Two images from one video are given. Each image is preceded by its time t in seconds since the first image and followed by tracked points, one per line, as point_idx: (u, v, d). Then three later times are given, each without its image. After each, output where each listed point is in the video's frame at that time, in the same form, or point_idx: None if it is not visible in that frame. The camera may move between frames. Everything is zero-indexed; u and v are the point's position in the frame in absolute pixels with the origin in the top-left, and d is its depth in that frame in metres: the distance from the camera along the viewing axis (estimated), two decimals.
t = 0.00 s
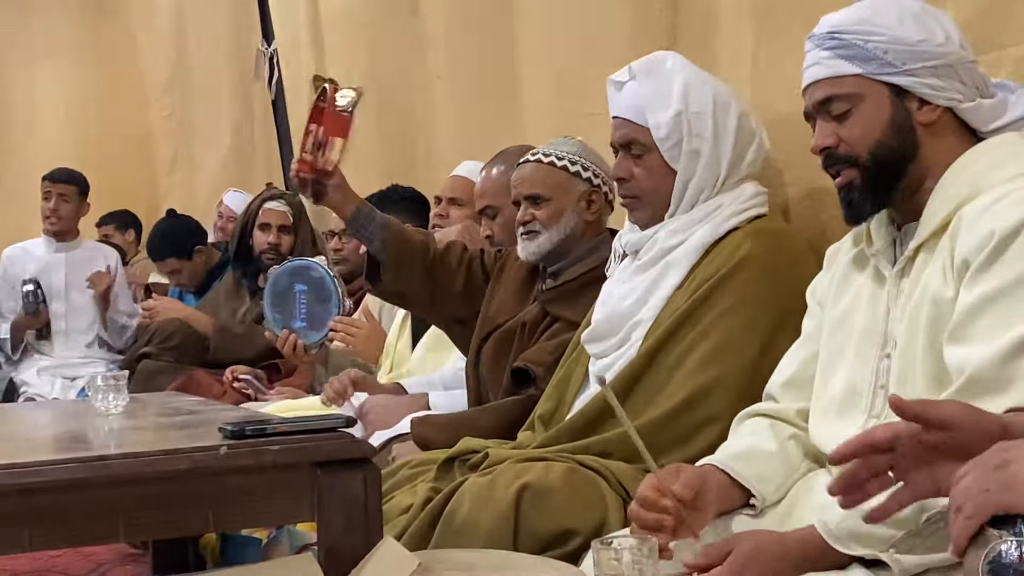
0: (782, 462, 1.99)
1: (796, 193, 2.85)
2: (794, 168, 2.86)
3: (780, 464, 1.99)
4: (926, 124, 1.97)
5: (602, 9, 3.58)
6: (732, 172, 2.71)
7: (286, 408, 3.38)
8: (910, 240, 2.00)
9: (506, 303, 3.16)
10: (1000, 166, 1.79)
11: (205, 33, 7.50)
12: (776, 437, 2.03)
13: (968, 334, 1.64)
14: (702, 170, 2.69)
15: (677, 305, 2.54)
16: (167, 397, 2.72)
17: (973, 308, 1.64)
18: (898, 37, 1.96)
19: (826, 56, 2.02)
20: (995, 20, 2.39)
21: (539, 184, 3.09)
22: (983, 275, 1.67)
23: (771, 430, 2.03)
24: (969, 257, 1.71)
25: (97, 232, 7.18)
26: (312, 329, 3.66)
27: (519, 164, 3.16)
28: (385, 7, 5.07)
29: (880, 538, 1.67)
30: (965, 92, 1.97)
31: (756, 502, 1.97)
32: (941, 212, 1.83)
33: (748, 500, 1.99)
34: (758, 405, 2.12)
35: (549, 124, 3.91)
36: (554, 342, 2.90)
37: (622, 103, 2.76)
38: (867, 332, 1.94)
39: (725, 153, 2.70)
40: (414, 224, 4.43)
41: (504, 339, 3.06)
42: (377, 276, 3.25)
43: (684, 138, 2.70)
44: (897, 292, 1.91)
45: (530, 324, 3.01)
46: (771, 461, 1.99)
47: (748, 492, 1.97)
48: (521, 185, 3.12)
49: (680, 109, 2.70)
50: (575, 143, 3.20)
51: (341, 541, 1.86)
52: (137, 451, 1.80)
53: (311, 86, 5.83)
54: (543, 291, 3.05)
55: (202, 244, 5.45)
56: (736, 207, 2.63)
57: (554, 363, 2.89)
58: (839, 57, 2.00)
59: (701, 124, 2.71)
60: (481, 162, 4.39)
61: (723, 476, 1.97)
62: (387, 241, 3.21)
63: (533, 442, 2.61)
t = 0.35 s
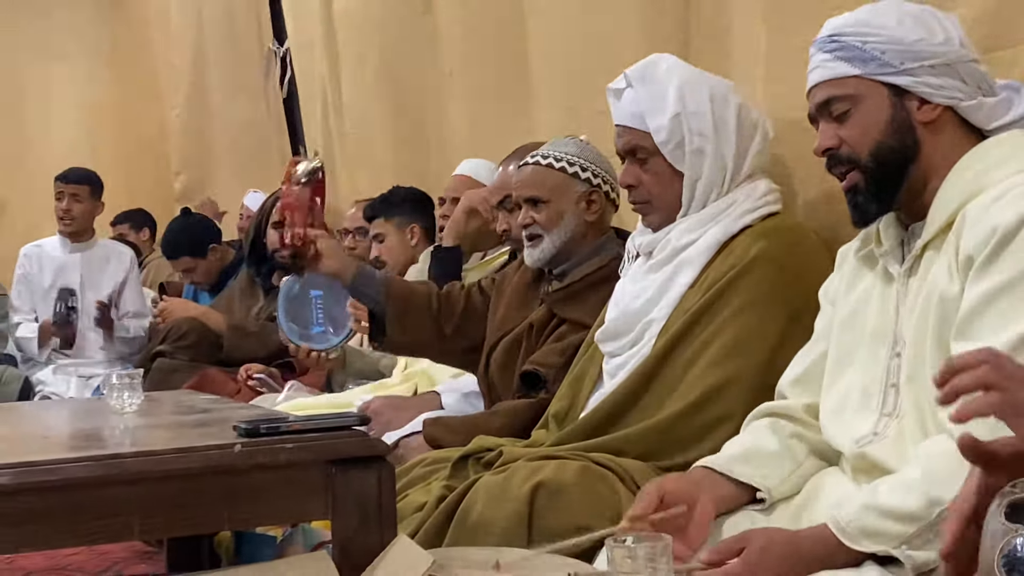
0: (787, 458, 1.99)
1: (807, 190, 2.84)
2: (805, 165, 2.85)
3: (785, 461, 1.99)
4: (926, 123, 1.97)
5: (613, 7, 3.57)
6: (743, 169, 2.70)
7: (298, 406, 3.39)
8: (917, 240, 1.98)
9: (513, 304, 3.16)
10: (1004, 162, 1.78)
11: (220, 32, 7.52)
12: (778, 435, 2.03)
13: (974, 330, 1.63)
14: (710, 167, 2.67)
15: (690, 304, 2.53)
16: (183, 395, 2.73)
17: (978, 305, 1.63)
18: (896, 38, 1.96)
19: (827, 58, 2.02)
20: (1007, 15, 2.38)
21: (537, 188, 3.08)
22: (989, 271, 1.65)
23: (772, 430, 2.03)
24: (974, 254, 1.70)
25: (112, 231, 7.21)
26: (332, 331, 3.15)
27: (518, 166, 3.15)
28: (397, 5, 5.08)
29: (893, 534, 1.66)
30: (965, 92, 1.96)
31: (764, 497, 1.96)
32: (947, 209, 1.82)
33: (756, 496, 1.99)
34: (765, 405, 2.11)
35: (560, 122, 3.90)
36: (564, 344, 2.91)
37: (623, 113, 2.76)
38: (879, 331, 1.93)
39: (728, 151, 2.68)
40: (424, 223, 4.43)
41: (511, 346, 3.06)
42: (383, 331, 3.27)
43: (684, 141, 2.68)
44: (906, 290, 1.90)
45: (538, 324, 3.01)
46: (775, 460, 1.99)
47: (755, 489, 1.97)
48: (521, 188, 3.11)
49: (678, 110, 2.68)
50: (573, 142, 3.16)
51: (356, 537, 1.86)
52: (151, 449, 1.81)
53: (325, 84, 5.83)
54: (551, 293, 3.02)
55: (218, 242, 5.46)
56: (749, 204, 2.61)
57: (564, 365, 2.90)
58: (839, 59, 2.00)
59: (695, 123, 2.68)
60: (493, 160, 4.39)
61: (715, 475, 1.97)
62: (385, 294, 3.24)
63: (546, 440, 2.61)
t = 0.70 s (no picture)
0: (802, 457, 1.99)
1: (820, 189, 2.83)
2: (817, 163, 2.84)
3: (801, 459, 1.99)
4: (945, 119, 1.95)
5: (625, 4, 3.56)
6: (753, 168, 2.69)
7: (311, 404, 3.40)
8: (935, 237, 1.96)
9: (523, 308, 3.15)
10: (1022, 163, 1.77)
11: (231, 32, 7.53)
12: (794, 435, 2.02)
13: (997, 333, 1.63)
14: (710, 165, 2.67)
15: (700, 303, 2.52)
16: (196, 393, 2.72)
17: (1000, 307, 1.63)
18: (917, 32, 1.94)
19: (848, 50, 2.01)
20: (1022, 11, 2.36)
21: (541, 190, 3.09)
22: (1010, 274, 1.65)
23: (789, 428, 2.02)
24: (994, 256, 1.70)
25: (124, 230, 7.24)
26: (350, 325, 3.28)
27: (523, 167, 3.16)
28: (409, 3, 5.08)
29: (905, 533, 1.64)
30: (986, 89, 1.95)
31: (778, 499, 1.96)
32: (966, 209, 1.81)
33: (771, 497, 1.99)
34: (783, 402, 2.10)
35: (572, 121, 3.90)
36: (572, 347, 2.90)
37: (619, 122, 2.77)
38: (893, 330, 1.92)
39: (725, 150, 2.68)
40: (437, 222, 4.42)
41: (520, 351, 3.04)
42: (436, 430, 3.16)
43: (681, 141, 2.67)
44: (921, 289, 1.89)
45: (545, 327, 3.00)
46: (791, 459, 1.99)
47: (771, 489, 1.96)
48: (523, 191, 3.13)
49: (671, 111, 2.67)
50: (578, 144, 3.17)
51: (368, 536, 1.87)
52: (164, 448, 1.81)
53: (336, 83, 5.84)
54: (556, 295, 3.00)
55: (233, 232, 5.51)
56: (757, 203, 2.61)
57: (572, 369, 2.88)
58: (860, 52, 1.99)
59: (695, 121, 2.67)
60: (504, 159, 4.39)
61: (739, 476, 1.98)
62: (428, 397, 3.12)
63: (558, 440, 2.61)
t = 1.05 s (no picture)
0: (813, 457, 1.98)
1: (828, 188, 2.82)
2: (824, 161, 2.83)
3: (811, 458, 1.98)
4: (980, 114, 1.93)
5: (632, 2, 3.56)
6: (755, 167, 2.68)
7: (316, 403, 3.40)
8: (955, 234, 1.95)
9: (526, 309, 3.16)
10: None
11: (238, 30, 7.55)
12: (805, 431, 2.01)
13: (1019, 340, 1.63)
14: (712, 163, 2.66)
15: (706, 302, 2.51)
16: (203, 393, 2.72)
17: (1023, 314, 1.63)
18: (963, 21, 1.91)
19: (890, 30, 1.97)
20: None
21: (546, 193, 3.07)
22: None
23: (800, 424, 2.02)
24: (1018, 262, 1.69)
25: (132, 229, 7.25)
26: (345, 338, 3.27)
27: (528, 168, 3.16)
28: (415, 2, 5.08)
29: (917, 539, 1.65)
30: None
31: (787, 499, 1.95)
32: (988, 212, 1.81)
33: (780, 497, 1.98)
34: (792, 396, 2.10)
35: (579, 118, 3.89)
36: (576, 352, 2.90)
37: (620, 127, 2.77)
38: (908, 329, 1.90)
39: (727, 150, 2.67)
40: (444, 221, 4.42)
41: (527, 355, 3.06)
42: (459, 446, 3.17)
43: (681, 141, 2.67)
44: (939, 288, 1.87)
45: (551, 331, 2.99)
46: (801, 458, 1.98)
47: (780, 489, 1.96)
48: (528, 192, 3.12)
49: (668, 112, 2.67)
50: (585, 144, 3.15)
51: (376, 535, 1.87)
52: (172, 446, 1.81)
53: (343, 80, 5.84)
54: (561, 299, 2.99)
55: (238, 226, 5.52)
56: (761, 202, 2.60)
57: (578, 374, 2.88)
58: (902, 33, 1.95)
59: (694, 121, 2.66)
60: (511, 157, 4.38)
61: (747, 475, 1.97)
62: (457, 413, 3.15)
63: (565, 439, 2.61)
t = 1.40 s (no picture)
0: (823, 456, 1.97)
1: (834, 187, 2.80)
2: (829, 160, 2.82)
3: (822, 457, 1.97)
4: (999, 109, 1.92)
5: None
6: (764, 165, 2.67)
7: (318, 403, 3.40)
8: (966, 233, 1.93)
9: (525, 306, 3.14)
10: None
11: (243, 30, 7.55)
12: (817, 430, 2.00)
13: None
14: (716, 163, 2.65)
15: (711, 301, 2.51)
16: (206, 392, 2.72)
17: None
18: (991, 13, 1.90)
19: (919, 15, 1.96)
20: None
21: (550, 192, 3.08)
22: None
23: (811, 422, 2.00)
24: None
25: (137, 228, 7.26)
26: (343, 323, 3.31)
27: (530, 168, 3.15)
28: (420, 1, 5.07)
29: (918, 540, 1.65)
30: None
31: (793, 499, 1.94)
32: (997, 213, 1.81)
33: (785, 497, 1.97)
34: (801, 393, 2.09)
35: (584, 117, 3.88)
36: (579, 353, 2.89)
37: (622, 127, 2.76)
38: (916, 327, 1.90)
39: (730, 150, 2.66)
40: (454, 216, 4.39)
41: (526, 352, 3.04)
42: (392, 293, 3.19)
43: (683, 142, 2.67)
44: (949, 288, 1.87)
45: (550, 330, 2.99)
46: (811, 456, 1.96)
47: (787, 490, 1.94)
48: (532, 191, 3.12)
49: (671, 112, 2.67)
50: (589, 143, 3.15)
51: (379, 535, 1.87)
52: (176, 446, 1.81)
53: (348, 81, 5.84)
54: (561, 297, 3.01)
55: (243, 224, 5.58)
56: (764, 201, 2.59)
57: (581, 375, 2.87)
58: (931, 19, 1.94)
59: (697, 121, 2.66)
60: (516, 157, 4.38)
61: (756, 472, 1.95)
62: (397, 257, 3.14)
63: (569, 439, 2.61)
